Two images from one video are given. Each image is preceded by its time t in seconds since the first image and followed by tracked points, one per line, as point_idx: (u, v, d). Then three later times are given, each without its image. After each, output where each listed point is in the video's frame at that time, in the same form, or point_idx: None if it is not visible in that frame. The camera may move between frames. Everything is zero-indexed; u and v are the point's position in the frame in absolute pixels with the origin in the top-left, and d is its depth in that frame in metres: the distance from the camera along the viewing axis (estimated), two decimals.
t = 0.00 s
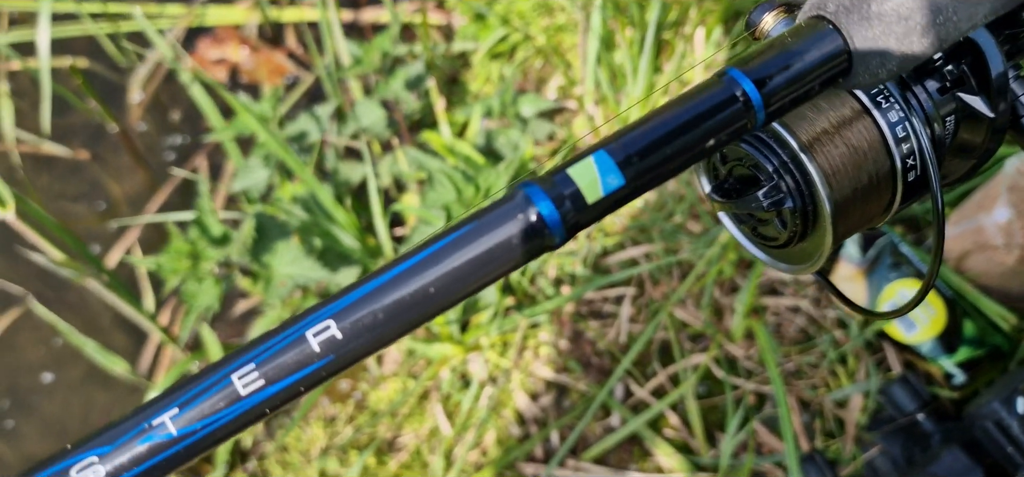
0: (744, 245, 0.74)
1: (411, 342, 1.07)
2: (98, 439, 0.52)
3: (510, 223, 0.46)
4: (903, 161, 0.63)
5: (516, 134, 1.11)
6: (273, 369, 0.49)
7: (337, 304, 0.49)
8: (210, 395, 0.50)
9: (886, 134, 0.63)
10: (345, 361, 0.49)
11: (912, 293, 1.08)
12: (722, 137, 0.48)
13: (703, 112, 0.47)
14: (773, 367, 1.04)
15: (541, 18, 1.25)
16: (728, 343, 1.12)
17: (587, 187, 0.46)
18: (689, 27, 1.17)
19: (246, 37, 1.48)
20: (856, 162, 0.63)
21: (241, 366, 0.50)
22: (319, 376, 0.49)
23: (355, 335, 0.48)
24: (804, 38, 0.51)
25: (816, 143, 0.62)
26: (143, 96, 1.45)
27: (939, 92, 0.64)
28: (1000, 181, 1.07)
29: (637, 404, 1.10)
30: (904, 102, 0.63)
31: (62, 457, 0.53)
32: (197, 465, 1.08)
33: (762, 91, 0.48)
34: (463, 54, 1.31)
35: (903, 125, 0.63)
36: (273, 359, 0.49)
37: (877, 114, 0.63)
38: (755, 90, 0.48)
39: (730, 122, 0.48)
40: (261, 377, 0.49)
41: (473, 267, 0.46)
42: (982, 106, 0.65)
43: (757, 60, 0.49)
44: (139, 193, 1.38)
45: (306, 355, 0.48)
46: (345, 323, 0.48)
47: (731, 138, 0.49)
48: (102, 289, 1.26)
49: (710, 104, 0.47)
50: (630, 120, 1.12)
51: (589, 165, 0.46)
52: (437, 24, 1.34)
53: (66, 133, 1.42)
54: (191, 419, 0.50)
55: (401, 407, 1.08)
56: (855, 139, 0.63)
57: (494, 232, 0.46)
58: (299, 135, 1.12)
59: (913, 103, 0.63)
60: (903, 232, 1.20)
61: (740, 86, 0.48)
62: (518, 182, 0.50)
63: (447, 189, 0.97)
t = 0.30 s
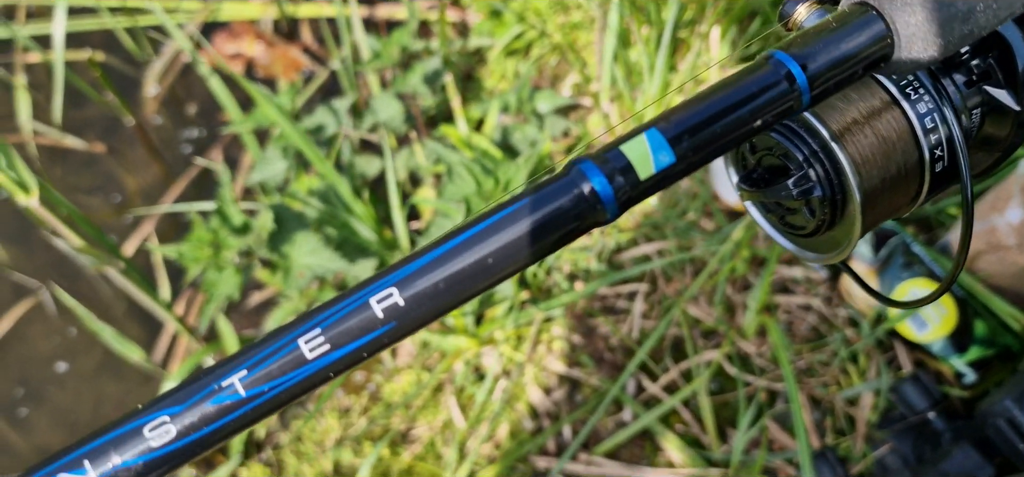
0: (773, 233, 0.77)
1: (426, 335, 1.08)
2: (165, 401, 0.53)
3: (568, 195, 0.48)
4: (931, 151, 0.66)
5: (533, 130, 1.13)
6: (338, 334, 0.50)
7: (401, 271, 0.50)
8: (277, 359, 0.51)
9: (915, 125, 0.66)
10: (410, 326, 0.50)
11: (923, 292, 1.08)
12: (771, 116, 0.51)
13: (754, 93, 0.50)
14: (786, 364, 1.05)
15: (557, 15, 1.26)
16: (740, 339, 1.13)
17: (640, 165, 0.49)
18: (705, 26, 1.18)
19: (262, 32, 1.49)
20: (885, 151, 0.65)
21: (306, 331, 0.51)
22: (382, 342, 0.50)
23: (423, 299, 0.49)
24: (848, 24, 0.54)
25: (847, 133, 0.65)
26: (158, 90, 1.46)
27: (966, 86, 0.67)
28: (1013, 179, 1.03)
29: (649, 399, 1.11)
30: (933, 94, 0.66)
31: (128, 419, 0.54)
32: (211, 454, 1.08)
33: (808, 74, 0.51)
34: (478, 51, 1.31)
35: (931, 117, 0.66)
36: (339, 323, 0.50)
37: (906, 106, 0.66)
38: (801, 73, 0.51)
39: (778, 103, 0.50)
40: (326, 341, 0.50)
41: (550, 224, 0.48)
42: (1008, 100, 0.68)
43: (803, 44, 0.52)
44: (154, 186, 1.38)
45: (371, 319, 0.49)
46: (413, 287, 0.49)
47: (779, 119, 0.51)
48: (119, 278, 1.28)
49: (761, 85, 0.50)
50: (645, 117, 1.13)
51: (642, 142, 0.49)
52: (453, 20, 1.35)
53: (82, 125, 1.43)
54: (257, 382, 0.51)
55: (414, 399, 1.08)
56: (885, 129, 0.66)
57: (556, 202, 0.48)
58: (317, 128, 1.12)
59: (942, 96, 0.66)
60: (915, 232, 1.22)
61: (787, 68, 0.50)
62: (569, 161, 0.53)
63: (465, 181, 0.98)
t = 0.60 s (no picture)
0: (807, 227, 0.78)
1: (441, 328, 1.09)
2: (229, 369, 0.53)
3: (628, 171, 0.51)
4: (966, 141, 0.68)
5: (550, 126, 1.13)
6: (402, 304, 0.52)
7: (463, 243, 0.52)
8: (343, 326, 0.52)
9: (950, 115, 0.67)
10: (472, 297, 0.52)
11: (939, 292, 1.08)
12: (826, 97, 0.53)
13: (810, 75, 0.52)
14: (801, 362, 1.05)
15: (574, 12, 1.26)
16: (754, 337, 1.13)
17: (699, 144, 0.51)
18: (722, 25, 1.19)
19: (276, 26, 1.48)
20: (922, 141, 0.67)
21: (371, 299, 0.52)
22: (445, 312, 0.52)
23: (487, 270, 0.51)
24: (904, 8, 0.55)
25: (885, 122, 0.66)
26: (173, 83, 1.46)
27: (1001, 78, 0.66)
28: None
29: (663, 396, 1.11)
30: (968, 86, 0.67)
31: (187, 388, 0.54)
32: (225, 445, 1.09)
33: (861, 56, 0.53)
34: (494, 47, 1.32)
35: (967, 108, 0.67)
36: (405, 292, 0.52)
37: (941, 97, 0.67)
38: (856, 57, 0.53)
39: (832, 84, 0.53)
40: (392, 310, 0.52)
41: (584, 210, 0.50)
42: None
43: (857, 28, 0.55)
44: (166, 179, 1.38)
45: (436, 289, 0.51)
46: (478, 258, 0.51)
47: (832, 100, 0.54)
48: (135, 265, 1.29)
49: (818, 67, 0.53)
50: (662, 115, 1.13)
51: (700, 120, 0.52)
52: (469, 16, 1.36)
53: (96, 116, 1.43)
54: (323, 349, 0.52)
55: (429, 392, 1.09)
56: (920, 119, 0.67)
57: (615, 178, 0.51)
58: (335, 121, 1.13)
59: (977, 87, 0.66)
60: (929, 232, 1.21)
61: (840, 50, 0.53)
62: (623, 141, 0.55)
63: (486, 173, 1.00)
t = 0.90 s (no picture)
0: (849, 212, 0.80)
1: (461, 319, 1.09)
2: (316, 324, 0.56)
3: (708, 136, 0.54)
4: (1012, 126, 0.70)
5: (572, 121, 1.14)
6: (488, 263, 0.55)
7: (547, 205, 0.55)
8: (431, 284, 0.55)
9: (998, 99, 0.69)
10: (554, 257, 0.55)
11: (957, 290, 1.08)
12: (898, 69, 0.58)
13: (884, 47, 0.57)
14: (823, 356, 1.05)
15: (595, 8, 1.26)
16: (772, 333, 1.13)
17: (776, 111, 0.55)
18: (744, 22, 1.20)
19: (297, 18, 1.48)
20: (969, 125, 0.69)
21: (457, 259, 0.55)
22: (531, 271, 0.56)
23: (570, 232, 0.54)
24: None
25: (933, 106, 0.68)
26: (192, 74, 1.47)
27: None
28: None
29: (681, 390, 1.12)
30: (1013, 71, 0.68)
31: (274, 343, 0.56)
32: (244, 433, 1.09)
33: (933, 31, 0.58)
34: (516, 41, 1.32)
35: (1014, 93, 0.69)
36: (491, 253, 0.55)
37: (988, 82, 0.69)
38: (928, 32, 0.58)
39: (904, 56, 0.57)
40: (478, 270, 0.55)
41: (666, 174, 0.54)
42: None
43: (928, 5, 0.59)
44: (184, 169, 1.38)
45: (522, 249, 0.54)
46: (562, 220, 0.54)
47: (903, 72, 0.58)
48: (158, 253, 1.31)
49: (892, 41, 0.57)
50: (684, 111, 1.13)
51: (776, 89, 0.55)
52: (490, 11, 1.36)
53: (115, 105, 1.42)
54: (409, 306, 0.55)
55: (448, 383, 1.09)
56: (968, 104, 0.69)
57: (698, 144, 0.54)
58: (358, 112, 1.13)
59: None
60: (947, 231, 1.22)
61: (914, 25, 0.58)
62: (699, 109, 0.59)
63: (514, 161, 0.99)
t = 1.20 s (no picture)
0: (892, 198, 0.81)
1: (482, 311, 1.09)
2: (402, 282, 0.59)
3: (783, 105, 0.58)
4: None
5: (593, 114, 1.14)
6: (571, 225, 0.58)
7: (627, 171, 0.58)
8: (515, 244, 0.58)
9: None
10: (631, 220, 0.59)
11: (975, 288, 1.08)
12: (966, 44, 0.62)
13: (953, 24, 0.61)
14: (843, 352, 1.05)
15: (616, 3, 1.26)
16: (791, 328, 1.14)
17: (850, 84, 0.59)
18: (765, 18, 1.20)
19: (315, 12, 1.48)
20: (1014, 111, 0.70)
21: (540, 220, 0.58)
22: (609, 233, 0.59)
23: (649, 196, 0.58)
24: None
25: (981, 92, 0.68)
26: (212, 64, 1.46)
27: None
28: None
29: (699, 384, 1.12)
30: None
31: (358, 300, 0.59)
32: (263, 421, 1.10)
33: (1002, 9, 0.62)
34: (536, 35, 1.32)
35: None
36: (574, 215, 0.58)
37: None
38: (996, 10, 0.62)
39: (972, 32, 0.62)
40: (560, 230, 0.58)
41: (743, 142, 0.58)
42: None
43: None
44: (202, 159, 1.39)
45: (603, 211, 0.58)
46: (642, 185, 0.58)
47: (972, 47, 0.63)
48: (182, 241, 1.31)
49: (963, 18, 0.62)
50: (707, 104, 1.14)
51: (850, 62, 0.60)
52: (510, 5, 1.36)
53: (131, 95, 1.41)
54: (495, 264, 0.58)
55: (467, 374, 1.10)
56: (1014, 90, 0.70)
57: (771, 115, 0.58)
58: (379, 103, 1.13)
59: None
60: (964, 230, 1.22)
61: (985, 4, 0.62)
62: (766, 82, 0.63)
63: (541, 152, 1.00)
